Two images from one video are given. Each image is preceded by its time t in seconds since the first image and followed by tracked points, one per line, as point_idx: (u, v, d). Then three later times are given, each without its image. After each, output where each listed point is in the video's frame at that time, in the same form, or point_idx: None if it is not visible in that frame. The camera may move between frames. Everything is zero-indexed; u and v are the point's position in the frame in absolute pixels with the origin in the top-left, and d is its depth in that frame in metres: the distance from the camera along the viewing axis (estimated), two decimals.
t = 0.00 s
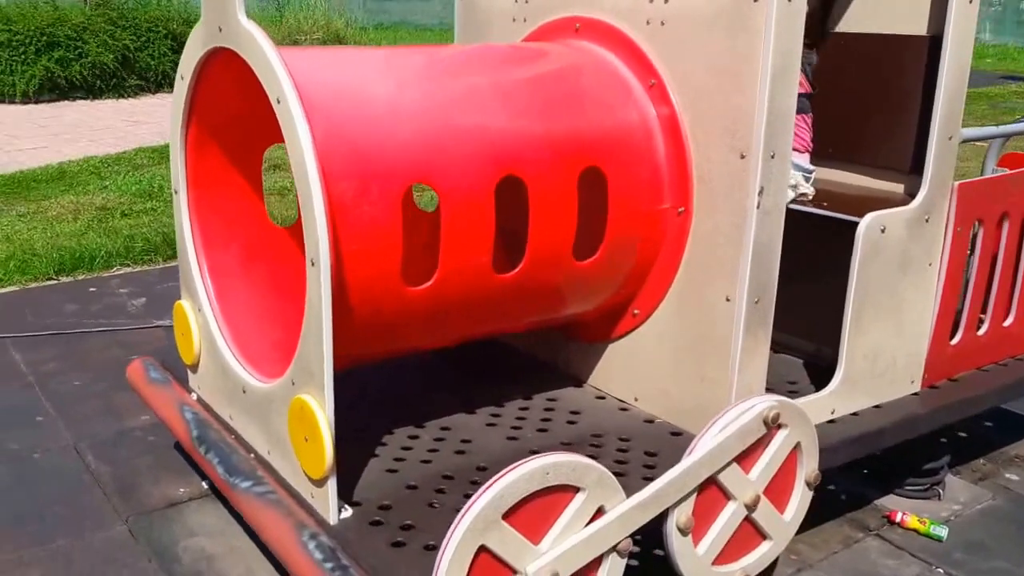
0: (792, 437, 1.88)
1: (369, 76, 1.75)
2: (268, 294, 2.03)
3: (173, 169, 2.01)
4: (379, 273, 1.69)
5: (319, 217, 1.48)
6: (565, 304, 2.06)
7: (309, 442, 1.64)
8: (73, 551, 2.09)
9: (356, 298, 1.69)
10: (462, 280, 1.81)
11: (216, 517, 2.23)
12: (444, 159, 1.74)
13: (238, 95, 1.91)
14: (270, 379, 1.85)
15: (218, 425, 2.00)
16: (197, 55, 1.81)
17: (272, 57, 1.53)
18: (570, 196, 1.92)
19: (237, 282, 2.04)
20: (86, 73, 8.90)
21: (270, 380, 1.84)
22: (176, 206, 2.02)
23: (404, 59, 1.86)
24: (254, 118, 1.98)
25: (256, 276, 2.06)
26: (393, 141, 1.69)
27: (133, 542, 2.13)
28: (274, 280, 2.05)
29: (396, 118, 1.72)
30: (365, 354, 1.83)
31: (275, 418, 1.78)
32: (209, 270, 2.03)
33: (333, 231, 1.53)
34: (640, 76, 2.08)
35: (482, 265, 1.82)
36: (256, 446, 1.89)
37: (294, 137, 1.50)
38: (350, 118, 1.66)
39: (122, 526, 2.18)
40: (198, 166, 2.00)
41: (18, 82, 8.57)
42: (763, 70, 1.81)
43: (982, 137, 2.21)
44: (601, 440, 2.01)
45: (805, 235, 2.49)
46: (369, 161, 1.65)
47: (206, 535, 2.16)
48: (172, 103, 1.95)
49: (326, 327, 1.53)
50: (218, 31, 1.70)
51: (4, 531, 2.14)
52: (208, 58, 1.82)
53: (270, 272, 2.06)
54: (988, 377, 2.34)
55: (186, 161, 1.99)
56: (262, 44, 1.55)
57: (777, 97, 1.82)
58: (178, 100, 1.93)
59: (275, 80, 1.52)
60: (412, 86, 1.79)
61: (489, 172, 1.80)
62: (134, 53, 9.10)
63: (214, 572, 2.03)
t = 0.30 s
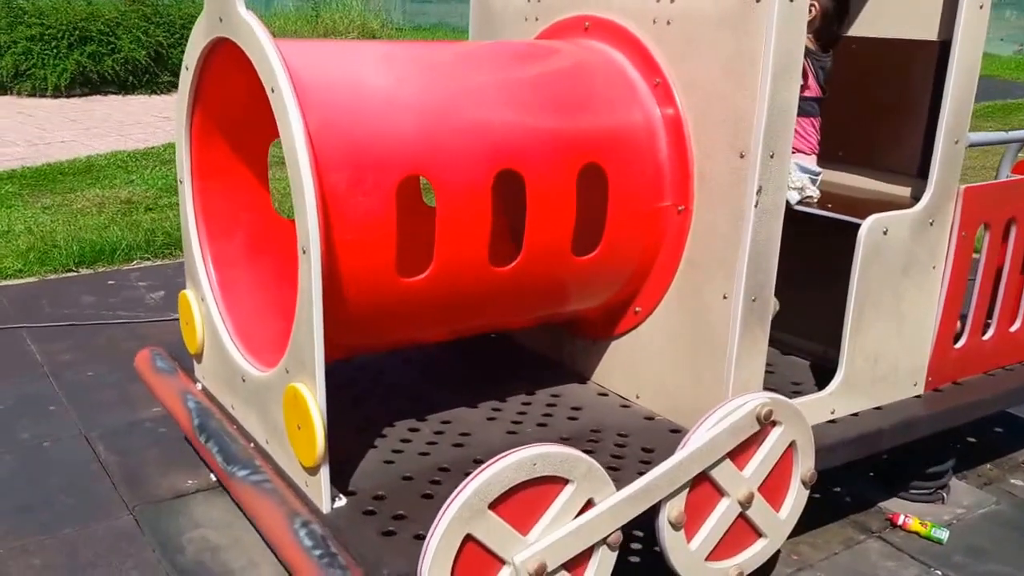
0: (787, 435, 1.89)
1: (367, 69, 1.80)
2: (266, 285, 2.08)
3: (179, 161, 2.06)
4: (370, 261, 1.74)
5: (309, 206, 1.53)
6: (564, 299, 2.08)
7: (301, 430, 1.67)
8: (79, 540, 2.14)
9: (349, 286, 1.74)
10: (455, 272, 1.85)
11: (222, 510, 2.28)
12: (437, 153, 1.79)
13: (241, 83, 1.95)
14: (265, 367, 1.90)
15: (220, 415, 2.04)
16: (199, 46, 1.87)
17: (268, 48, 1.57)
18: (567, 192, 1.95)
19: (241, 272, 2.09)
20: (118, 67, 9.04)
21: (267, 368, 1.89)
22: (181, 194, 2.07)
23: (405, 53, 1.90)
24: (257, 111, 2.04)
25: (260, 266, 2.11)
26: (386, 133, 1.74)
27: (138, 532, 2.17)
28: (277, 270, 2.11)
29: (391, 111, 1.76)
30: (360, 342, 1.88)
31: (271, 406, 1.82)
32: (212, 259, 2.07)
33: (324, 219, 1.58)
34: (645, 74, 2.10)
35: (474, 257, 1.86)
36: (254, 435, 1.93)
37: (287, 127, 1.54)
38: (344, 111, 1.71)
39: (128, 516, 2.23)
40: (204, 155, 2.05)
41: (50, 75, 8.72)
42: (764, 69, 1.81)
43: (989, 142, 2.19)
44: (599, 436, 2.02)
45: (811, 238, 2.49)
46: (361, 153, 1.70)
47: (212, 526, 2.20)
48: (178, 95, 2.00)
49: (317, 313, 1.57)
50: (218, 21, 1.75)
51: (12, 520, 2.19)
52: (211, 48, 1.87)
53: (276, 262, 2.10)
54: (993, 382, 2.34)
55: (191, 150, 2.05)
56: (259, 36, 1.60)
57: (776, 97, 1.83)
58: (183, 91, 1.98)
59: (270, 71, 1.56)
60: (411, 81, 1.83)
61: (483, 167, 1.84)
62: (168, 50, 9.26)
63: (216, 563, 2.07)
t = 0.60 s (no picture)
0: (781, 431, 1.91)
1: (367, 65, 1.84)
2: (265, 279, 2.15)
3: (187, 152, 2.12)
4: (367, 255, 1.78)
5: (304, 199, 1.57)
6: (565, 295, 2.10)
7: (295, 420, 1.74)
8: (82, 525, 2.20)
9: (347, 278, 1.79)
10: (454, 266, 1.89)
11: (224, 500, 2.33)
12: (436, 148, 1.82)
13: (247, 79, 2.01)
14: (264, 356, 1.96)
15: (220, 405, 2.09)
16: (202, 43, 1.93)
17: (267, 45, 1.62)
18: (565, 189, 1.97)
19: (245, 264, 2.15)
20: (146, 63, 9.16)
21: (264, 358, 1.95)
22: (187, 186, 2.14)
23: (408, 50, 1.94)
24: (259, 105, 2.10)
25: (263, 258, 2.17)
26: (385, 129, 1.78)
27: (140, 519, 2.23)
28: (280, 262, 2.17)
29: (390, 107, 1.80)
30: (358, 334, 1.92)
31: (268, 396, 1.87)
32: (216, 250, 2.14)
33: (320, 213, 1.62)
34: (648, 72, 2.11)
35: (473, 252, 1.90)
36: (253, 425, 1.98)
37: (283, 123, 1.59)
38: (342, 107, 1.75)
39: (131, 503, 2.29)
40: (211, 149, 2.12)
41: (78, 69, 8.86)
42: (762, 69, 1.83)
43: (991, 143, 2.20)
44: (597, 430, 2.04)
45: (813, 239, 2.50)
46: (360, 148, 1.74)
47: (214, 515, 2.26)
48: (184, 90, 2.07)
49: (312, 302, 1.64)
50: (221, 17, 1.80)
51: (20, 506, 2.25)
52: (215, 43, 1.92)
53: (280, 256, 2.17)
54: (994, 382, 2.34)
55: (197, 143, 2.10)
56: (259, 33, 1.65)
57: (773, 98, 1.84)
58: (189, 86, 2.04)
59: (268, 67, 1.61)
60: (411, 78, 1.87)
61: (481, 163, 1.87)
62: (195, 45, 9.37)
63: (216, 551, 2.12)
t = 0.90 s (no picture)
0: (773, 426, 1.92)
1: (367, 58, 1.87)
2: (267, 269, 2.16)
3: (193, 144, 2.16)
4: (363, 245, 1.81)
5: (300, 189, 1.60)
6: (561, 289, 2.12)
7: (290, 409, 1.76)
8: (84, 516, 2.24)
9: (343, 268, 1.81)
10: (450, 259, 1.91)
11: (223, 492, 2.37)
12: (433, 141, 1.85)
13: (251, 72, 2.04)
14: (262, 346, 1.99)
15: (220, 396, 2.13)
16: (208, 35, 1.96)
17: (268, 36, 1.66)
18: (562, 183, 1.99)
19: (247, 254, 2.18)
20: (165, 59, 9.25)
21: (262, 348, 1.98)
22: (192, 177, 2.18)
23: (408, 43, 1.96)
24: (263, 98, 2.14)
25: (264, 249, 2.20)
26: (382, 121, 1.80)
27: (140, 511, 2.27)
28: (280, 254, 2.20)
29: (388, 99, 1.83)
30: (355, 324, 1.94)
31: (265, 386, 1.91)
32: (220, 240, 2.18)
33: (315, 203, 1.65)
34: (646, 68, 2.12)
35: (469, 244, 1.92)
36: (251, 416, 2.01)
37: (281, 112, 1.62)
38: (341, 99, 1.78)
39: (131, 495, 2.33)
40: (217, 141, 2.17)
41: (98, 66, 8.96)
42: (756, 64, 1.84)
43: (989, 141, 2.20)
44: (591, 424, 2.05)
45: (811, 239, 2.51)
46: (357, 139, 1.77)
47: (213, 507, 2.29)
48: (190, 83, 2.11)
49: (307, 291, 1.66)
50: (225, 8, 1.84)
51: (23, 497, 2.30)
52: (219, 36, 1.96)
53: (280, 246, 2.17)
54: (993, 380, 2.34)
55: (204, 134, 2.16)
56: (260, 25, 1.68)
57: (767, 93, 1.85)
58: (195, 78, 2.08)
59: (268, 58, 1.64)
60: (410, 72, 1.89)
61: (477, 156, 1.89)
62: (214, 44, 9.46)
63: (213, 542, 2.16)
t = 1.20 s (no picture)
0: (764, 421, 1.93)
1: (363, 52, 1.89)
2: (266, 259, 2.17)
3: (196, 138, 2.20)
4: (357, 237, 1.83)
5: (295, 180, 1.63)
6: (555, 283, 2.14)
7: (284, 400, 1.79)
8: (85, 508, 2.27)
9: (337, 260, 1.83)
10: (444, 251, 1.93)
11: (223, 485, 2.40)
12: (427, 134, 1.87)
13: (251, 67, 2.07)
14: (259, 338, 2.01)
15: (219, 388, 2.16)
16: (211, 30, 1.99)
17: (266, 28, 1.68)
18: (555, 177, 2.01)
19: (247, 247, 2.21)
20: (181, 57, 9.32)
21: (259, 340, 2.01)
22: (194, 171, 2.21)
23: (404, 38, 1.99)
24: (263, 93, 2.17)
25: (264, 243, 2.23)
26: (377, 114, 1.83)
27: (140, 503, 2.30)
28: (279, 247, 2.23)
29: (383, 92, 1.85)
30: (350, 317, 1.97)
31: (261, 378, 1.93)
32: (222, 234, 2.22)
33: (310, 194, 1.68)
34: (641, 64, 2.14)
35: (463, 237, 1.94)
36: (248, 408, 2.04)
37: (277, 104, 1.65)
38: (337, 92, 1.80)
39: (132, 488, 2.36)
40: (218, 136, 2.20)
41: (113, 63, 9.04)
42: (747, 59, 1.85)
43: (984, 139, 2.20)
44: (584, 418, 2.07)
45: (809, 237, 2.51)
46: (352, 132, 1.79)
47: (212, 500, 2.32)
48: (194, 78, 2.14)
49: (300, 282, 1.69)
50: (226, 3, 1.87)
51: (26, 489, 2.33)
52: (221, 31, 1.99)
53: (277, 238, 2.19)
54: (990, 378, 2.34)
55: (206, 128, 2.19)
56: (258, 18, 1.71)
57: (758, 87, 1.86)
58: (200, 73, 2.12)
59: (266, 51, 1.67)
60: (405, 66, 1.91)
61: (471, 150, 1.92)
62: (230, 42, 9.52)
63: (211, 534, 2.19)
